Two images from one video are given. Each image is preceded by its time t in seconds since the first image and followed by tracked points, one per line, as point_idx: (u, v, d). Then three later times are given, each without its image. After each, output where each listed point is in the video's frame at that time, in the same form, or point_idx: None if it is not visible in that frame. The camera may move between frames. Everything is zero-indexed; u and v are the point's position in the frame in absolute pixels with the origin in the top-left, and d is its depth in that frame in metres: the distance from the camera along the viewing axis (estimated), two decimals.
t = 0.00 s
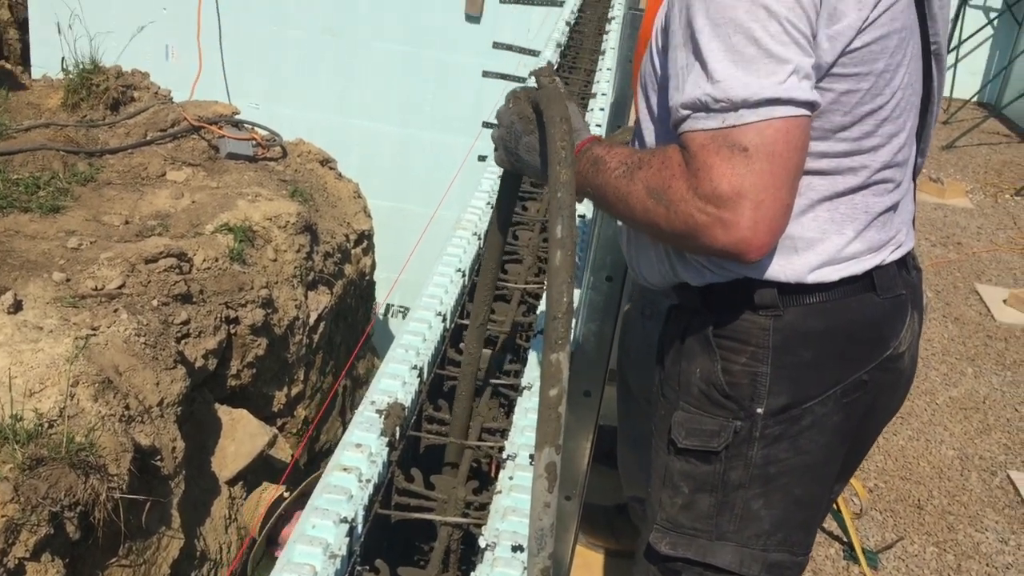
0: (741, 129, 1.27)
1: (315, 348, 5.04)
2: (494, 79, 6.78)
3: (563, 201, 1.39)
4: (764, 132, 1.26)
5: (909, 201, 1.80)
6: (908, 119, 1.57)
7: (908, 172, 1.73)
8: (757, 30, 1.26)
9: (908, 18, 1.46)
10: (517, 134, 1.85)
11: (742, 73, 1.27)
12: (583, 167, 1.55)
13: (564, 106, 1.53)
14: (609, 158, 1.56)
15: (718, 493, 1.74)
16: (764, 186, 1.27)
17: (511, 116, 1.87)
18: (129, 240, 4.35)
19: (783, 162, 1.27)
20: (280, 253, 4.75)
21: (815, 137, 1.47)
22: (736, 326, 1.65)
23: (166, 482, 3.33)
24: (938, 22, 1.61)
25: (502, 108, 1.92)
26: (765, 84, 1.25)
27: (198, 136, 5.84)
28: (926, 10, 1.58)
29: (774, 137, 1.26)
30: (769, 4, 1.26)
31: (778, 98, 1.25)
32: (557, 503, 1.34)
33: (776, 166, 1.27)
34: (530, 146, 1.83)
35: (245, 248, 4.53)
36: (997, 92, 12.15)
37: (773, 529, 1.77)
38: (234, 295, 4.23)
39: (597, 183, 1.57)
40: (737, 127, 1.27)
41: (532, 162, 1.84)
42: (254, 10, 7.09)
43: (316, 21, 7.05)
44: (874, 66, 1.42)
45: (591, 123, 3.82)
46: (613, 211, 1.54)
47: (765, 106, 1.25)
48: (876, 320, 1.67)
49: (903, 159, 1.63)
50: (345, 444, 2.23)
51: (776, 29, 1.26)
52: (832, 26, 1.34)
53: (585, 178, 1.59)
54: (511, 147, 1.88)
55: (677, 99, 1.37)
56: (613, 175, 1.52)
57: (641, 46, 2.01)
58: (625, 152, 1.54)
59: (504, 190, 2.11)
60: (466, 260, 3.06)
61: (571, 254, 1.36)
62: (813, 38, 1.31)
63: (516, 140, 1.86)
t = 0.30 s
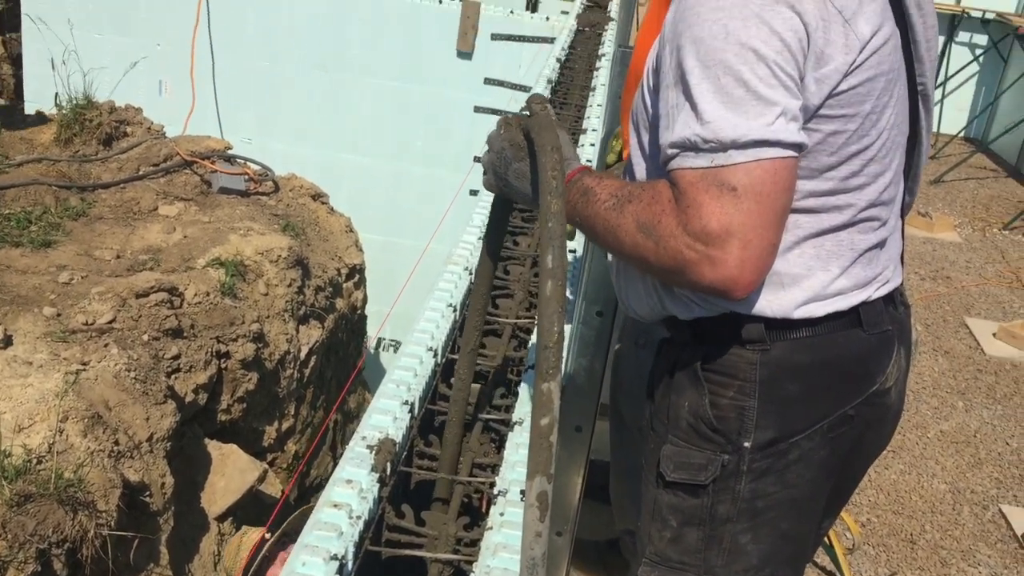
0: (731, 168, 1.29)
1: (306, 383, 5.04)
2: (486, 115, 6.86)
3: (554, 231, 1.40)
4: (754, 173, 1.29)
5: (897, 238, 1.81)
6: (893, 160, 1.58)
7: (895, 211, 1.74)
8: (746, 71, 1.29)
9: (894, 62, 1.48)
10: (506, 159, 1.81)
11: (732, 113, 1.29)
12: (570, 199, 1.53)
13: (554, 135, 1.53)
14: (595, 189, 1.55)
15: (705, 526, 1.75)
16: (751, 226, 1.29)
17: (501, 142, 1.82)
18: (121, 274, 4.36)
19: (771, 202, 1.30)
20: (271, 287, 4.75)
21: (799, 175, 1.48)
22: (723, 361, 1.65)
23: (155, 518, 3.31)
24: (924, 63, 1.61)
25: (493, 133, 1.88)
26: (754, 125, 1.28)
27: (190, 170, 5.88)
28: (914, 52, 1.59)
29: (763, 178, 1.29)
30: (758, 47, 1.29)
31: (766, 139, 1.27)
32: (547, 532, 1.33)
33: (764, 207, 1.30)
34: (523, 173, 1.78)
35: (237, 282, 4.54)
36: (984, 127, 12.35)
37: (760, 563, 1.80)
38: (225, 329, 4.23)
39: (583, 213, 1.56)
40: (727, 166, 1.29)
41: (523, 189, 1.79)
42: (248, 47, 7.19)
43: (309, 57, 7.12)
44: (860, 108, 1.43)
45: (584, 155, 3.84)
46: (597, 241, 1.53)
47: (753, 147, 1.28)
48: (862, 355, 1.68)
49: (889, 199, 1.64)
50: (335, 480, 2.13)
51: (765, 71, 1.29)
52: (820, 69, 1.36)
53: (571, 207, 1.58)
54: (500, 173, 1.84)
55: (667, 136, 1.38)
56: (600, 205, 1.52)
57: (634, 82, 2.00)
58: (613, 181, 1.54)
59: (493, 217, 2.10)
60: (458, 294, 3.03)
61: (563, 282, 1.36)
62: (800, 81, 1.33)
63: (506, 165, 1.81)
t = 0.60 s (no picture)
0: (715, 195, 1.28)
1: (296, 412, 5.03)
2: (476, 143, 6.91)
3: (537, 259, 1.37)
4: (738, 200, 1.28)
5: (881, 267, 1.82)
6: (875, 191, 1.59)
7: (878, 242, 1.75)
8: (729, 99, 1.29)
9: (874, 93, 1.49)
10: (490, 183, 1.72)
11: (715, 140, 1.28)
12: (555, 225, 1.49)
13: (538, 160, 1.45)
14: (579, 214, 1.52)
15: (692, 553, 1.75)
16: (736, 253, 1.29)
17: (485, 164, 1.73)
18: (110, 303, 4.37)
19: (754, 229, 1.29)
20: (261, 315, 4.75)
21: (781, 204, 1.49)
22: (709, 388, 1.65)
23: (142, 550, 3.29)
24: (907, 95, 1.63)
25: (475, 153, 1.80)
26: (737, 152, 1.27)
27: (180, 200, 5.90)
28: (895, 84, 1.61)
29: (746, 205, 1.29)
30: (741, 76, 1.30)
31: (749, 166, 1.27)
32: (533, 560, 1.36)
33: (748, 234, 1.29)
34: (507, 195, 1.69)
35: (226, 311, 4.55)
36: (969, 154, 12.54)
37: None
38: (214, 358, 4.23)
39: (566, 238, 1.52)
40: (712, 193, 1.28)
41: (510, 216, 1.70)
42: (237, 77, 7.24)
43: (299, 87, 7.17)
44: (840, 138, 1.45)
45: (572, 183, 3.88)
46: (578, 265, 1.50)
47: (737, 174, 1.28)
48: (846, 382, 1.69)
49: (871, 229, 1.65)
50: (324, 510, 2.10)
51: (747, 100, 1.29)
52: (800, 99, 1.37)
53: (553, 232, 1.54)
54: (483, 197, 1.74)
55: (651, 163, 1.37)
56: (581, 229, 1.49)
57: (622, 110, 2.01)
58: (595, 205, 1.52)
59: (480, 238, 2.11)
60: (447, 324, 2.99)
61: (545, 311, 1.35)
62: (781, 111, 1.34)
63: (489, 189, 1.72)
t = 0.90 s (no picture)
0: (711, 218, 1.29)
1: (289, 431, 5.02)
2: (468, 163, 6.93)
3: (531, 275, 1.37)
4: (733, 222, 1.29)
5: (874, 287, 1.81)
6: (869, 211, 1.59)
7: (870, 263, 1.75)
8: (725, 121, 1.30)
9: (868, 115, 1.49)
10: (484, 198, 1.68)
11: (711, 162, 1.29)
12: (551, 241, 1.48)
13: (533, 177, 1.45)
14: (573, 230, 1.50)
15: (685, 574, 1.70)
16: (731, 274, 1.29)
17: (480, 178, 1.70)
18: (102, 324, 4.38)
19: (749, 251, 1.30)
20: (254, 335, 4.75)
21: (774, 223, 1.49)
22: (702, 407, 1.63)
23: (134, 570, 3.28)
24: (898, 116, 1.65)
25: (468, 169, 1.77)
26: (733, 174, 1.28)
27: (173, 220, 5.90)
28: (886, 106, 1.62)
29: (741, 227, 1.29)
30: (737, 99, 1.31)
31: (744, 189, 1.28)
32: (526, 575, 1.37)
33: (743, 256, 1.30)
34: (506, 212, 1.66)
35: (219, 331, 4.55)
36: (959, 173, 12.68)
37: None
38: (207, 378, 4.22)
39: (560, 253, 1.51)
40: (707, 215, 1.29)
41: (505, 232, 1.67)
42: (231, 98, 7.28)
43: (292, 107, 7.22)
44: (833, 159, 1.45)
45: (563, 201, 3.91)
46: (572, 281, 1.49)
47: (732, 197, 1.29)
48: (839, 402, 1.67)
49: (865, 248, 1.65)
50: (318, 530, 2.09)
51: (743, 122, 1.30)
52: (794, 122, 1.38)
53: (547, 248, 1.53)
54: (478, 212, 1.71)
55: (647, 183, 1.38)
56: (575, 245, 1.48)
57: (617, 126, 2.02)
58: (589, 222, 1.50)
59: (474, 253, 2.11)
60: (440, 342, 2.99)
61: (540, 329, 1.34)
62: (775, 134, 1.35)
63: (484, 204, 1.69)
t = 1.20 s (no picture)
0: (711, 239, 1.29)
1: (287, 446, 5.01)
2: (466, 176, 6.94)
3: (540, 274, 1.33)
4: (731, 246, 1.29)
5: (878, 302, 1.78)
6: (874, 228, 1.56)
7: (875, 280, 1.72)
8: (731, 146, 1.29)
9: (875, 134, 1.48)
10: (484, 186, 1.60)
11: (715, 185, 1.28)
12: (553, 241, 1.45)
13: (539, 171, 1.41)
14: (573, 231, 1.48)
15: None
16: (725, 296, 1.29)
17: (482, 166, 1.62)
18: (100, 338, 4.39)
19: (745, 275, 1.30)
20: (252, 349, 4.75)
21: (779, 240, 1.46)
22: (706, 422, 1.60)
23: None
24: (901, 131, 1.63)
25: (470, 156, 1.69)
26: (735, 200, 1.27)
27: (171, 234, 5.92)
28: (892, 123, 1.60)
29: (740, 251, 1.29)
30: (744, 124, 1.29)
31: (745, 214, 1.28)
32: None
33: (739, 279, 1.30)
34: (507, 205, 1.58)
35: (217, 345, 4.55)
36: (956, 185, 12.75)
37: None
38: (205, 393, 4.22)
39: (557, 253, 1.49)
40: (707, 236, 1.29)
41: (506, 224, 1.58)
42: (228, 113, 7.30)
43: (289, 121, 7.25)
44: (840, 178, 1.43)
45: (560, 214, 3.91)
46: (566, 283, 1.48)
47: (733, 221, 1.28)
48: (844, 418, 1.63)
49: (870, 265, 1.62)
50: (315, 546, 2.05)
51: (748, 147, 1.29)
52: (801, 143, 1.36)
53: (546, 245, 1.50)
54: (474, 201, 1.63)
55: (647, 200, 1.37)
56: (573, 246, 1.46)
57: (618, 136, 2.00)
58: (590, 225, 1.49)
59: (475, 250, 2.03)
60: (438, 356, 2.99)
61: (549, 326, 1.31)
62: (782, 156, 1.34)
63: (482, 192, 1.60)
